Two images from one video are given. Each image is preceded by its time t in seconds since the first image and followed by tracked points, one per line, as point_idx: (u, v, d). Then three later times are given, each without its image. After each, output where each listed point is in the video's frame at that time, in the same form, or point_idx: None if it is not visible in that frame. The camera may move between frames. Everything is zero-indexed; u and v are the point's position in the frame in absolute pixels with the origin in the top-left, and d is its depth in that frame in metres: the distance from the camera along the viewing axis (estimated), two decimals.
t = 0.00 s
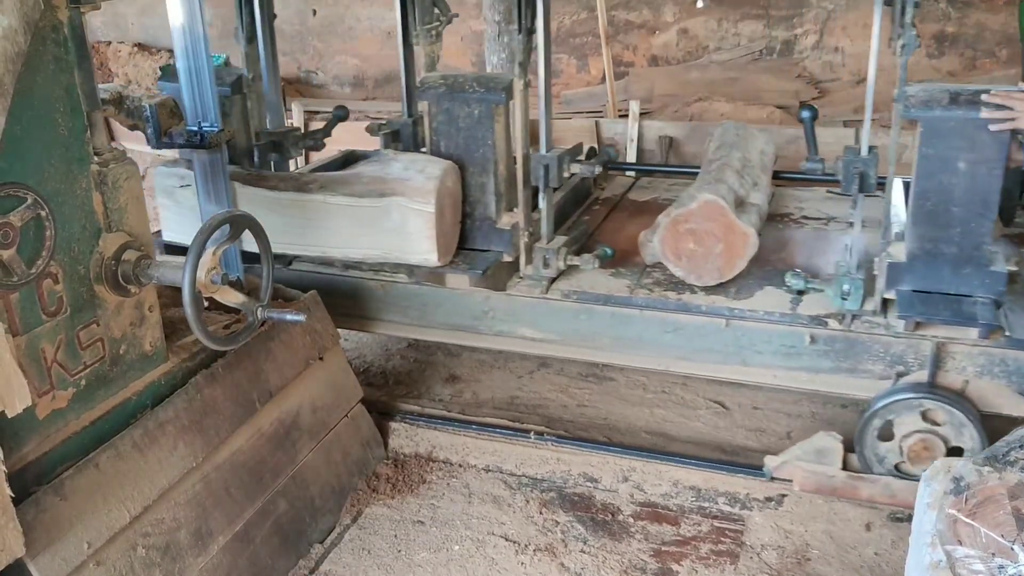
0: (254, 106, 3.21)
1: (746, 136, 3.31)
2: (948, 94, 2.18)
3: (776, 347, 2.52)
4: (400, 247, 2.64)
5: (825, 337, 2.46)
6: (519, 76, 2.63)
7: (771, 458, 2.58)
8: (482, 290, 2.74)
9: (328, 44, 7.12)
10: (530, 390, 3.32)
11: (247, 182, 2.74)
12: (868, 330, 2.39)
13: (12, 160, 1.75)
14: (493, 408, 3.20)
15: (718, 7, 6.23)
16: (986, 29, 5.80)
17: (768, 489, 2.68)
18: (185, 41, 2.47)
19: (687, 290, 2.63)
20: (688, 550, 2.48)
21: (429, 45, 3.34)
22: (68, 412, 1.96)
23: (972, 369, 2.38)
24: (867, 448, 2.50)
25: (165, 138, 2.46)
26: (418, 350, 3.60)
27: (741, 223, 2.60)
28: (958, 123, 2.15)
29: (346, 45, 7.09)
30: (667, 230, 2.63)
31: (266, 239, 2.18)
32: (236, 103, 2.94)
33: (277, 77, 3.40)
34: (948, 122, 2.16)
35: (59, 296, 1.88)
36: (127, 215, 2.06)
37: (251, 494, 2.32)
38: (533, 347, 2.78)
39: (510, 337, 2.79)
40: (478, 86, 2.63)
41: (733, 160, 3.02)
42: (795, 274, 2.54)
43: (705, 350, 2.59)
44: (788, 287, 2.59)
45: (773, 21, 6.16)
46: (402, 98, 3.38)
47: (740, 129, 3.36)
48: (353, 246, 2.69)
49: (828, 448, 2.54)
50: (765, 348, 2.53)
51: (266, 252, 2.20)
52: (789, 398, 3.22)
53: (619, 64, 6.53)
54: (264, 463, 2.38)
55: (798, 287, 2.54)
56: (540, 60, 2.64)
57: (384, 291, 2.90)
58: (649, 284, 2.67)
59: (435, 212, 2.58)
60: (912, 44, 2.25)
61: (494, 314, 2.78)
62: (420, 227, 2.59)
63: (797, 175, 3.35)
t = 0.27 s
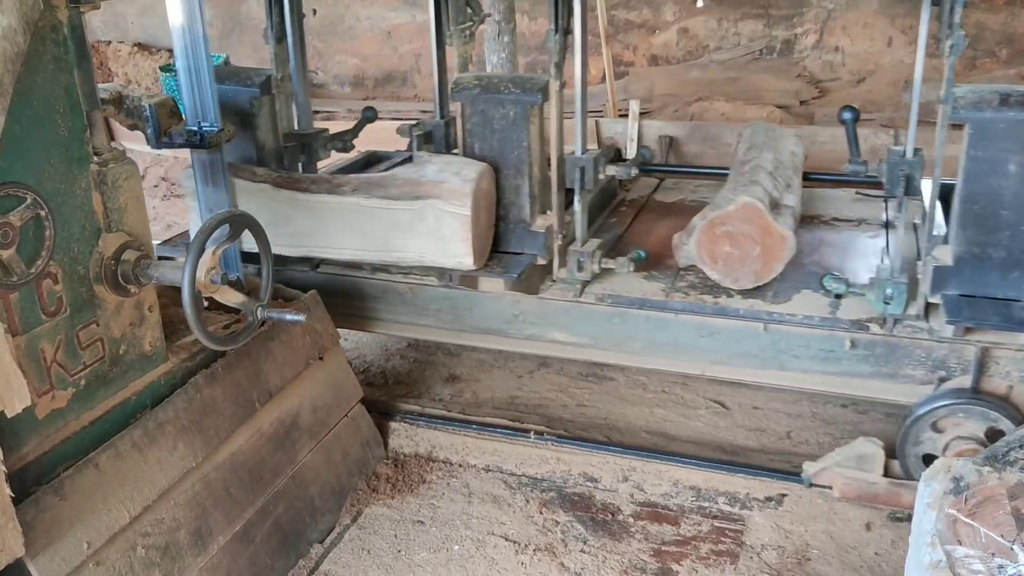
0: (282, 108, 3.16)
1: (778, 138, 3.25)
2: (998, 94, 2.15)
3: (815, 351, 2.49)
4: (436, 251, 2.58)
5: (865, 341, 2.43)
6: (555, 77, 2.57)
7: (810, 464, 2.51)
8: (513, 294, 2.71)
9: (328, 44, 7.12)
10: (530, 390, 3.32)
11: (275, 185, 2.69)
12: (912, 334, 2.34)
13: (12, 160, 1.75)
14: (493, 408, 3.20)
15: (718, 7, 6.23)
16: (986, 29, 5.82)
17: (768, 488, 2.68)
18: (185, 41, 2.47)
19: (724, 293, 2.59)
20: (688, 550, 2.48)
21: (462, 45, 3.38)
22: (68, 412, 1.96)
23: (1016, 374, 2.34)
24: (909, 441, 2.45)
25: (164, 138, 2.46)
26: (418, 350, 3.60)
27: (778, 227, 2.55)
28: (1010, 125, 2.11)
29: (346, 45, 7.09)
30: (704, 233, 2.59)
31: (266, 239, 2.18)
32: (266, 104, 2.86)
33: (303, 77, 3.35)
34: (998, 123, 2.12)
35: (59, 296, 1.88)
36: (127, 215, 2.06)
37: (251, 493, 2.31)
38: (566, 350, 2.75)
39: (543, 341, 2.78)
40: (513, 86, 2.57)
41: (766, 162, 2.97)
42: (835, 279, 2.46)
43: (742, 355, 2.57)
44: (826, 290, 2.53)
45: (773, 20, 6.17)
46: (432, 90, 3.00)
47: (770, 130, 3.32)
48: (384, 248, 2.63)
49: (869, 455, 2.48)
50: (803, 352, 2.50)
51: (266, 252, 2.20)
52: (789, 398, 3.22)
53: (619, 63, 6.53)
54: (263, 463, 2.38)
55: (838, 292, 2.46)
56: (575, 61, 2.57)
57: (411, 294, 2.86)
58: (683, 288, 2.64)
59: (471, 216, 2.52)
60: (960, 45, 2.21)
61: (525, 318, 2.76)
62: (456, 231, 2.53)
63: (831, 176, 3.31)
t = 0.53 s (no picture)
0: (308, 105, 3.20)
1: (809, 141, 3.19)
2: None
3: (853, 355, 2.45)
4: (470, 253, 2.54)
5: (906, 345, 2.40)
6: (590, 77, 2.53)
7: (850, 470, 2.55)
8: (544, 296, 2.66)
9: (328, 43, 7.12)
10: (530, 390, 3.32)
11: (308, 188, 2.68)
12: (954, 338, 2.33)
13: (12, 160, 1.75)
14: (493, 408, 3.20)
15: (718, 6, 6.22)
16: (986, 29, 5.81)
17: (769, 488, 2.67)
18: (185, 41, 2.53)
19: (759, 296, 2.56)
20: (688, 549, 2.48)
21: (494, 45, 3.35)
22: (68, 412, 1.96)
23: None
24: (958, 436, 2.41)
25: (164, 138, 2.46)
26: (418, 349, 3.60)
27: (815, 229, 2.52)
28: None
29: (346, 44, 7.09)
30: (739, 235, 2.56)
31: (266, 238, 2.18)
32: (295, 104, 2.87)
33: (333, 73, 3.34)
34: None
35: (58, 295, 1.88)
36: (127, 214, 2.06)
37: (252, 493, 2.31)
38: (597, 355, 2.69)
39: (572, 345, 2.71)
40: (548, 87, 2.55)
41: (796, 162, 2.94)
42: (875, 282, 2.44)
43: (779, 358, 2.52)
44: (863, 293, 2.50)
45: (773, 20, 6.16)
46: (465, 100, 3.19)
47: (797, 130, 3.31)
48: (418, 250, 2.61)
49: (909, 460, 2.46)
50: (841, 356, 2.46)
51: (266, 252, 2.20)
52: (789, 398, 3.22)
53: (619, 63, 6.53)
54: (264, 463, 2.37)
55: (877, 294, 2.44)
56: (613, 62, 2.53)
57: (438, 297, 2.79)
58: (718, 290, 2.59)
59: (507, 218, 2.48)
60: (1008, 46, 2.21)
61: (556, 321, 2.69)
62: (490, 232, 2.49)
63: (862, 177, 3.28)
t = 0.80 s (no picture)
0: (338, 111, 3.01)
1: (839, 143, 3.17)
2: None
3: (890, 360, 2.41)
4: (502, 256, 2.47)
5: (944, 350, 2.36)
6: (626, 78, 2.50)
7: (886, 476, 2.48)
8: (572, 299, 2.63)
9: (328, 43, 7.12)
10: (530, 390, 3.32)
11: (337, 189, 2.60)
12: (996, 343, 2.30)
13: (11, 160, 1.75)
14: (493, 408, 3.20)
15: (718, 6, 6.18)
16: (987, 29, 5.77)
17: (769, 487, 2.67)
18: (185, 41, 2.74)
19: (794, 301, 2.51)
20: (688, 549, 2.48)
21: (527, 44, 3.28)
22: (68, 411, 1.95)
23: None
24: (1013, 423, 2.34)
25: (164, 138, 2.46)
26: (418, 349, 3.60)
27: (851, 230, 2.42)
28: None
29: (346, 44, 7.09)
30: (774, 238, 2.47)
31: (266, 238, 2.18)
32: (323, 105, 2.87)
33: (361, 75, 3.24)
34: None
35: (59, 295, 1.88)
36: (127, 214, 2.06)
37: (251, 493, 2.31)
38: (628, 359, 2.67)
39: (602, 349, 2.69)
40: (582, 88, 2.49)
41: (828, 164, 2.89)
42: (914, 286, 2.37)
43: (813, 364, 2.49)
44: (898, 296, 2.46)
45: (773, 20, 6.14)
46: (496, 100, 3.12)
47: (817, 131, 3.29)
48: (447, 254, 2.54)
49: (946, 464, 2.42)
50: (877, 361, 2.43)
51: (266, 251, 2.20)
52: (789, 397, 3.22)
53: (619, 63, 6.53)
54: (264, 463, 2.38)
55: (917, 298, 2.38)
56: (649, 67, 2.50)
57: (466, 301, 2.76)
58: (751, 294, 2.56)
59: (542, 220, 2.40)
60: None
61: (585, 324, 2.67)
62: (523, 235, 2.42)
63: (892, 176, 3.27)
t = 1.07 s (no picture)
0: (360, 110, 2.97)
1: (864, 145, 3.18)
2: None
3: (923, 365, 2.41)
4: (532, 260, 2.47)
5: (979, 356, 2.36)
6: (656, 80, 2.49)
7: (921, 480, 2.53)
8: (598, 304, 2.63)
9: (328, 43, 7.12)
10: (530, 390, 3.32)
11: (363, 194, 2.59)
12: None
13: (11, 160, 1.75)
14: (493, 408, 3.20)
15: (718, 6, 6.19)
16: (988, 29, 5.77)
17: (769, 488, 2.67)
18: (185, 40, 2.75)
19: (825, 305, 2.50)
20: (688, 550, 2.48)
21: (556, 48, 3.40)
22: (68, 412, 1.95)
23: None
24: None
25: (165, 138, 2.46)
26: (419, 350, 3.60)
27: (883, 234, 2.44)
28: None
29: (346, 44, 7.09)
30: (804, 241, 2.49)
31: (266, 238, 2.18)
32: (346, 108, 2.87)
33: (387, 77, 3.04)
34: None
35: (59, 296, 1.88)
36: (127, 214, 2.06)
37: (252, 493, 2.31)
38: (656, 364, 2.66)
39: (630, 353, 2.68)
40: (612, 91, 2.50)
41: (856, 168, 2.89)
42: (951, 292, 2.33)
43: (844, 369, 2.48)
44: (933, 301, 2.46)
45: (774, 20, 6.14)
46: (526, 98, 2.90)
47: (839, 134, 3.29)
48: (475, 259, 2.54)
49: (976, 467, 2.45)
50: (909, 366, 2.42)
51: (265, 251, 2.20)
52: (789, 398, 3.22)
53: (619, 63, 6.53)
54: (263, 463, 2.38)
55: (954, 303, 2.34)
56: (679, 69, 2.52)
57: (492, 304, 2.75)
58: (782, 299, 2.55)
59: (571, 224, 2.40)
60: None
61: (611, 329, 2.66)
62: (554, 241, 2.42)
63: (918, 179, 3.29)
